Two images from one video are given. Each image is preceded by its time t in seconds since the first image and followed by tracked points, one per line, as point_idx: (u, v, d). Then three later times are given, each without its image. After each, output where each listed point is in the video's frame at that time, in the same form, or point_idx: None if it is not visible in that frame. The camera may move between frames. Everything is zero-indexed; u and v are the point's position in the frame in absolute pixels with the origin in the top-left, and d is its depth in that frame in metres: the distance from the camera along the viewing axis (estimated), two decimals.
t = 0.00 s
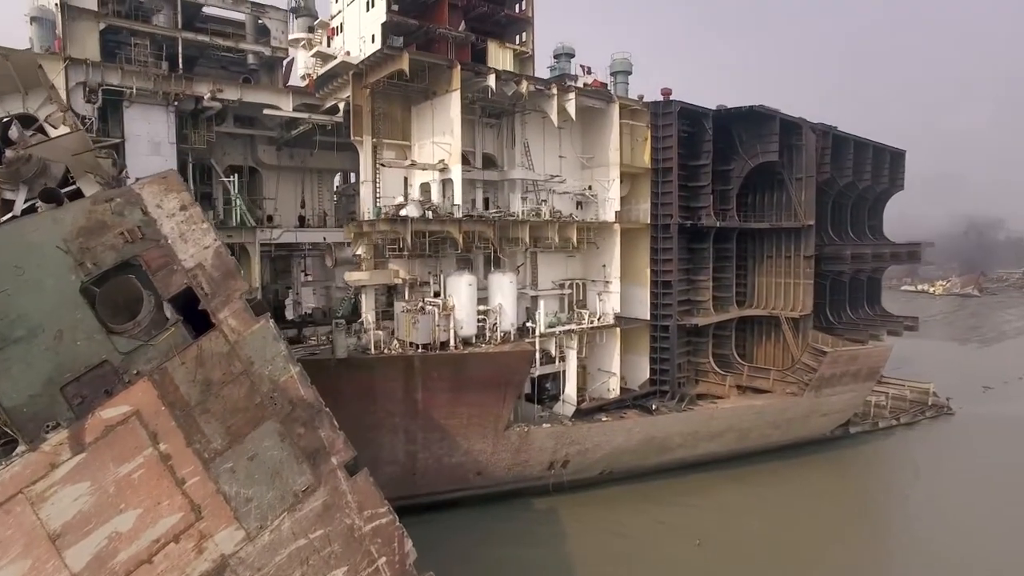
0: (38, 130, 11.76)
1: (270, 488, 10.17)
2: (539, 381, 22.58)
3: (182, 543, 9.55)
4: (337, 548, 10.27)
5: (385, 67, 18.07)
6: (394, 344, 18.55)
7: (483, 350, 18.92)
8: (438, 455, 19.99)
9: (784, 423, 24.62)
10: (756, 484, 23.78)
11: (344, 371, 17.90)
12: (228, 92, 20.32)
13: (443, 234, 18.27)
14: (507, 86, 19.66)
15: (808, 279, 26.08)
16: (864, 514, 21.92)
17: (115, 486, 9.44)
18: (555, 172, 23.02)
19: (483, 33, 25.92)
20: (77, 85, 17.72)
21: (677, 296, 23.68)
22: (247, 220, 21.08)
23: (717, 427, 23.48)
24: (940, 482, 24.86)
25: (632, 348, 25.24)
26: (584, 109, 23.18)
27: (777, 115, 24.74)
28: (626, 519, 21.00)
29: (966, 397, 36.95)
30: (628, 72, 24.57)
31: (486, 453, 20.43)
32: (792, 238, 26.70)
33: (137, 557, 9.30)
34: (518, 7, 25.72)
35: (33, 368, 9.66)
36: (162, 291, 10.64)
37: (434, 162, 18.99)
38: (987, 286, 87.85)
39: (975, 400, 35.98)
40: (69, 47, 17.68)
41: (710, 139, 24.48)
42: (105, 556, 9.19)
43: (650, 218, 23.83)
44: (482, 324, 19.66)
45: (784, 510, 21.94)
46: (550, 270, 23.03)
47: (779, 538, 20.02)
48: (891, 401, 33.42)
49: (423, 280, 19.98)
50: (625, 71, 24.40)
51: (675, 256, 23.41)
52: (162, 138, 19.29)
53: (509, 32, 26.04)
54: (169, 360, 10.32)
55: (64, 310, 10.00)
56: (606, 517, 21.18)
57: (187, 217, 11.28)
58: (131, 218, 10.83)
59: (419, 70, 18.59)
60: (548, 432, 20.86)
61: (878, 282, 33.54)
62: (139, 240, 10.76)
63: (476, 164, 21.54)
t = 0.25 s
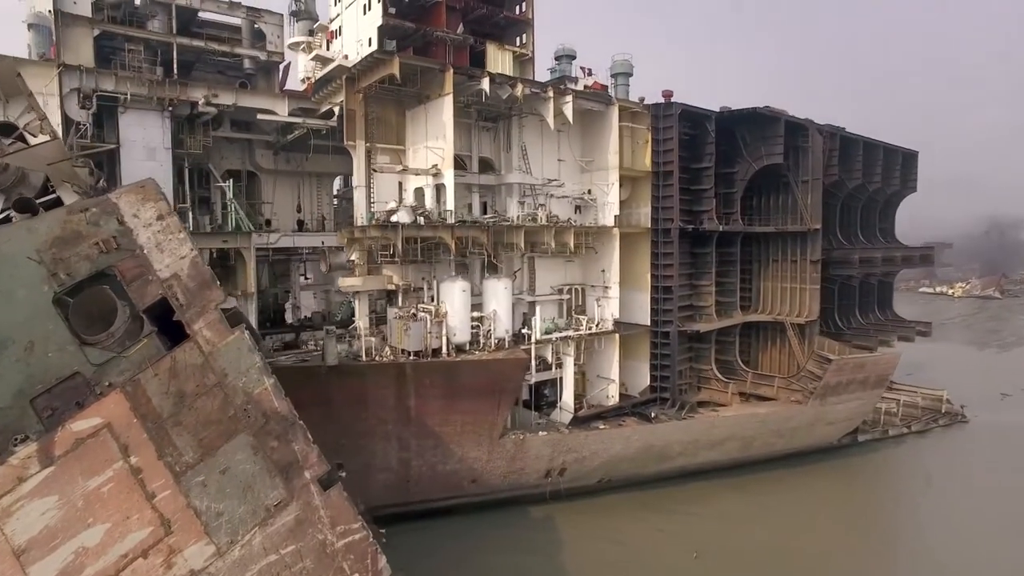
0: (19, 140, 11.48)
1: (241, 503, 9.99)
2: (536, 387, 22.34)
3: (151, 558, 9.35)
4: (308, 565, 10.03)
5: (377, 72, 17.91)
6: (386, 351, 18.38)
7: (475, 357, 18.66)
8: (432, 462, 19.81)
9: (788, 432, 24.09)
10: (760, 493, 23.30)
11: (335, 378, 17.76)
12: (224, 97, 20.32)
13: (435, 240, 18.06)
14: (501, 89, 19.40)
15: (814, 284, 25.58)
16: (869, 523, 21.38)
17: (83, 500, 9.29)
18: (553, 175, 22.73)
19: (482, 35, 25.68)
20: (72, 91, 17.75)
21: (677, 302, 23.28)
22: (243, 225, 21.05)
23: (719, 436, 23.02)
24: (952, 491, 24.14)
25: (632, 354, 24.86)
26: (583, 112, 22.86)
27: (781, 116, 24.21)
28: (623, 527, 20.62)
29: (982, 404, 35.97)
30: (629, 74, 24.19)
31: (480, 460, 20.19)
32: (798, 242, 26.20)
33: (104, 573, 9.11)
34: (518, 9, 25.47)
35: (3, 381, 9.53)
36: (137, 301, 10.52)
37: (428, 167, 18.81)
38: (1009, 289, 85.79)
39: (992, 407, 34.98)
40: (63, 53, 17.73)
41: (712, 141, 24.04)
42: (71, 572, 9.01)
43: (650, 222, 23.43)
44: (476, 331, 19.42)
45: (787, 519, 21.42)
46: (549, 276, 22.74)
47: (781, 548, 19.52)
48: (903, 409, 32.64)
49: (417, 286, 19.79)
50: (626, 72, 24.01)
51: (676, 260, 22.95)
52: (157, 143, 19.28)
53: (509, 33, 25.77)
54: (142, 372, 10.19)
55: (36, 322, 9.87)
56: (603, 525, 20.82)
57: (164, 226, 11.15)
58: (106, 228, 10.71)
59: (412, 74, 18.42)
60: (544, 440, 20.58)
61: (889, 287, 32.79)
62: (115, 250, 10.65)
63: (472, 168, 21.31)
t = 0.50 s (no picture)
0: None
1: (211, 518, 9.79)
2: (535, 393, 22.34)
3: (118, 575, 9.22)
4: None
5: (369, 76, 17.73)
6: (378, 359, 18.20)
7: (468, 365, 18.39)
8: (426, 470, 19.61)
9: (794, 441, 23.51)
10: (765, 502, 22.73)
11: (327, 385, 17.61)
12: (219, 102, 20.30)
13: (428, 246, 17.82)
14: (496, 93, 19.14)
15: (823, 289, 25.11)
16: (879, 536, 20.69)
17: (50, 516, 9.14)
18: (553, 179, 22.39)
19: (483, 37, 25.45)
20: (67, 98, 17.82)
21: (679, 308, 22.83)
22: (240, 230, 21.02)
23: (722, 445, 22.52)
24: (966, 503, 23.32)
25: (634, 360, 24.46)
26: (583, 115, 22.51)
27: (787, 118, 23.62)
28: (622, 537, 20.20)
29: (1002, 412, 34.89)
30: (631, 76, 23.78)
31: (476, 469, 19.93)
32: (805, 246, 25.71)
33: None
34: (519, 11, 25.18)
35: None
36: (110, 313, 10.37)
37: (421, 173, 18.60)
38: None
39: (1012, 415, 33.95)
40: (58, 60, 17.79)
41: (716, 144, 23.54)
42: None
43: (652, 227, 23.00)
44: (470, 338, 19.16)
45: (792, 531, 20.82)
46: (548, 281, 22.41)
47: (784, 560, 18.95)
48: (917, 417, 31.78)
49: (411, 293, 19.58)
50: (628, 74, 23.59)
51: (678, 265, 22.49)
52: (154, 149, 19.29)
53: (510, 35, 25.51)
54: (114, 385, 10.04)
55: (6, 334, 9.70)
56: (601, 534, 20.41)
57: (140, 236, 11.03)
58: (81, 239, 10.58)
59: (405, 78, 18.22)
60: (540, 449, 20.26)
61: (903, 291, 31.97)
62: (90, 261, 10.53)
63: (469, 173, 21.07)
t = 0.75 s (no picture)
0: None
1: (179, 535, 9.56)
2: (534, 401, 22.40)
3: None
4: None
5: (360, 81, 17.53)
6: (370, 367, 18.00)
7: (461, 374, 18.11)
8: (420, 479, 19.39)
9: (799, 452, 22.90)
10: (771, 514, 22.08)
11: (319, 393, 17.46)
12: (215, 107, 20.28)
13: (419, 253, 17.58)
14: (491, 96, 18.88)
15: (830, 296, 24.48)
16: (889, 549, 19.97)
17: (14, 533, 8.92)
18: (552, 184, 22.03)
19: (483, 39, 25.16)
20: (62, 104, 17.85)
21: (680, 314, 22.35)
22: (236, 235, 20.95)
23: (725, 455, 21.97)
24: (982, 516, 22.45)
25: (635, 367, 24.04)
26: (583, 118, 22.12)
27: (794, 120, 23.03)
28: (620, 548, 19.74)
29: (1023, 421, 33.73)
30: (633, 77, 23.33)
31: (470, 478, 19.66)
32: (813, 251, 25.07)
33: None
34: (520, 12, 24.86)
35: None
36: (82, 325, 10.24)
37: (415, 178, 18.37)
38: None
39: None
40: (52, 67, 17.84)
41: (720, 147, 23.02)
42: None
43: (653, 232, 22.56)
44: (464, 346, 18.88)
45: (798, 543, 20.19)
46: (547, 287, 22.07)
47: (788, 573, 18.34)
48: (933, 426, 30.84)
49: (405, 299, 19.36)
50: (630, 76, 23.16)
51: (679, 271, 22.01)
52: (150, 154, 19.29)
53: (511, 36, 25.19)
54: (84, 398, 9.89)
55: None
56: (600, 545, 19.96)
57: (115, 247, 10.92)
58: (54, 249, 10.49)
59: (397, 83, 18.00)
60: (535, 458, 19.92)
61: (918, 297, 31.07)
62: (63, 271, 10.41)
63: (466, 177, 20.82)
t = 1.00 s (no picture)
0: None
1: (143, 553, 9.39)
2: (532, 409, 22.16)
3: None
4: None
5: (351, 85, 17.33)
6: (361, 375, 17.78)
7: (453, 382, 17.81)
8: (413, 488, 19.15)
9: (805, 463, 22.27)
10: (775, 525, 21.55)
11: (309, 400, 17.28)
12: (210, 112, 20.26)
13: (411, 259, 17.34)
14: (485, 100, 18.61)
15: (839, 302, 23.86)
16: (899, 565, 19.20)
17: None
18: (551, 188, 21.66)
19: (483, 40, 24.86)
20: (56, 111, 17.89)
21: (682, 321, 21.85)
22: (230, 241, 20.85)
23: (727, 466, 21.40)
24: (999, 531, 21.54)
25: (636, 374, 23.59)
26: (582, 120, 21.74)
27: (801, 122, 22.43)
28: (618, 560, 19.23)
29: None
30: (634, 79, 22.89)
31: (464, 487, 19.37)
32: (821, 256, 24.44)
33: None
34: (520, 13, 24.54)
35: None
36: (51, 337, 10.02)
37: (407, 184, 18.13)
38: None
39: None
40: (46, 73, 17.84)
41: (723, 150, 22.50)
42: None
43: (654, 236, 22.09)
44: (457, 354, 18.59)
45: (803, 557, 19.49)
46: (544, 293, 21.69)
47: None
48: (948, 435, 29.88)
49: (398, 306, 19.11)
50: (631, 78, 22.73)
51: (681, 277, 21.51)
52: (145, 159, 19.25)
53: (511, 38, 24.87)
54: (51, 413, 9.59)
55: None
56: (597, 557, 19.46)
57: (88, 257, 10.76)
58: (25, 260, 10.32)
59: (389, 87, 17.78)
60: (531, 468, 19.55)
61: (932, 302, 30.16)
62: (35, 283, 10.24)
63: (462, 182, 20.53)
